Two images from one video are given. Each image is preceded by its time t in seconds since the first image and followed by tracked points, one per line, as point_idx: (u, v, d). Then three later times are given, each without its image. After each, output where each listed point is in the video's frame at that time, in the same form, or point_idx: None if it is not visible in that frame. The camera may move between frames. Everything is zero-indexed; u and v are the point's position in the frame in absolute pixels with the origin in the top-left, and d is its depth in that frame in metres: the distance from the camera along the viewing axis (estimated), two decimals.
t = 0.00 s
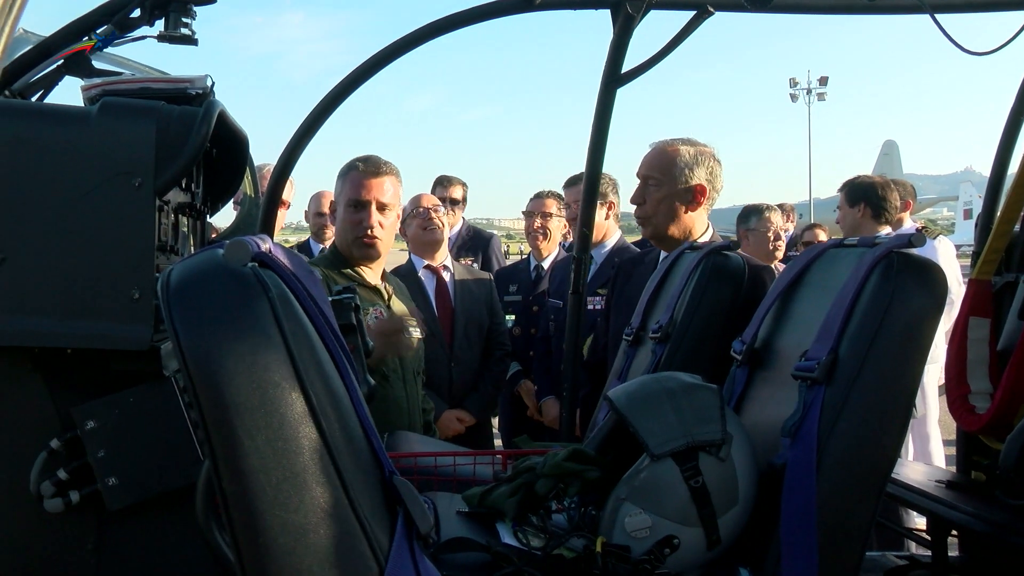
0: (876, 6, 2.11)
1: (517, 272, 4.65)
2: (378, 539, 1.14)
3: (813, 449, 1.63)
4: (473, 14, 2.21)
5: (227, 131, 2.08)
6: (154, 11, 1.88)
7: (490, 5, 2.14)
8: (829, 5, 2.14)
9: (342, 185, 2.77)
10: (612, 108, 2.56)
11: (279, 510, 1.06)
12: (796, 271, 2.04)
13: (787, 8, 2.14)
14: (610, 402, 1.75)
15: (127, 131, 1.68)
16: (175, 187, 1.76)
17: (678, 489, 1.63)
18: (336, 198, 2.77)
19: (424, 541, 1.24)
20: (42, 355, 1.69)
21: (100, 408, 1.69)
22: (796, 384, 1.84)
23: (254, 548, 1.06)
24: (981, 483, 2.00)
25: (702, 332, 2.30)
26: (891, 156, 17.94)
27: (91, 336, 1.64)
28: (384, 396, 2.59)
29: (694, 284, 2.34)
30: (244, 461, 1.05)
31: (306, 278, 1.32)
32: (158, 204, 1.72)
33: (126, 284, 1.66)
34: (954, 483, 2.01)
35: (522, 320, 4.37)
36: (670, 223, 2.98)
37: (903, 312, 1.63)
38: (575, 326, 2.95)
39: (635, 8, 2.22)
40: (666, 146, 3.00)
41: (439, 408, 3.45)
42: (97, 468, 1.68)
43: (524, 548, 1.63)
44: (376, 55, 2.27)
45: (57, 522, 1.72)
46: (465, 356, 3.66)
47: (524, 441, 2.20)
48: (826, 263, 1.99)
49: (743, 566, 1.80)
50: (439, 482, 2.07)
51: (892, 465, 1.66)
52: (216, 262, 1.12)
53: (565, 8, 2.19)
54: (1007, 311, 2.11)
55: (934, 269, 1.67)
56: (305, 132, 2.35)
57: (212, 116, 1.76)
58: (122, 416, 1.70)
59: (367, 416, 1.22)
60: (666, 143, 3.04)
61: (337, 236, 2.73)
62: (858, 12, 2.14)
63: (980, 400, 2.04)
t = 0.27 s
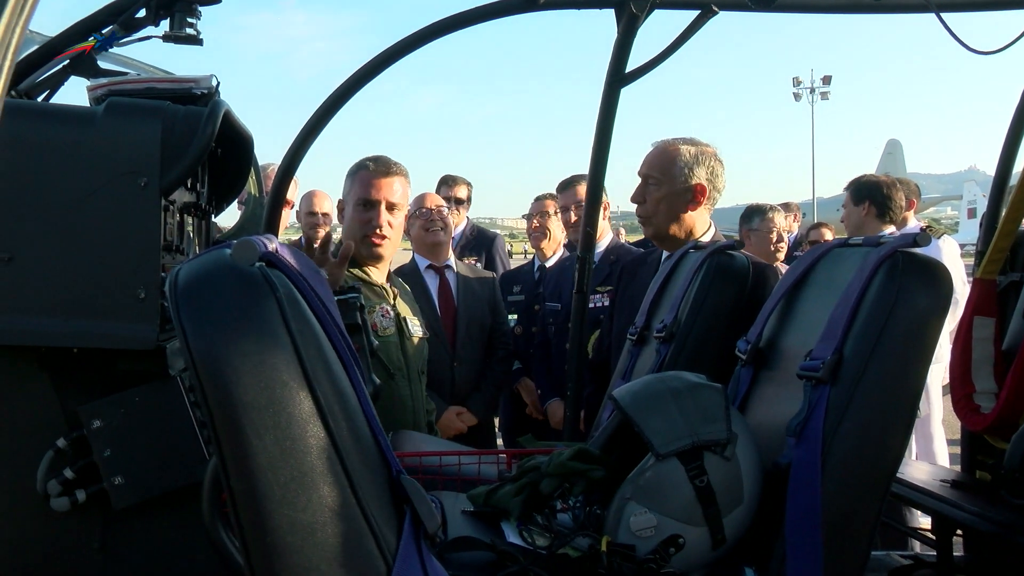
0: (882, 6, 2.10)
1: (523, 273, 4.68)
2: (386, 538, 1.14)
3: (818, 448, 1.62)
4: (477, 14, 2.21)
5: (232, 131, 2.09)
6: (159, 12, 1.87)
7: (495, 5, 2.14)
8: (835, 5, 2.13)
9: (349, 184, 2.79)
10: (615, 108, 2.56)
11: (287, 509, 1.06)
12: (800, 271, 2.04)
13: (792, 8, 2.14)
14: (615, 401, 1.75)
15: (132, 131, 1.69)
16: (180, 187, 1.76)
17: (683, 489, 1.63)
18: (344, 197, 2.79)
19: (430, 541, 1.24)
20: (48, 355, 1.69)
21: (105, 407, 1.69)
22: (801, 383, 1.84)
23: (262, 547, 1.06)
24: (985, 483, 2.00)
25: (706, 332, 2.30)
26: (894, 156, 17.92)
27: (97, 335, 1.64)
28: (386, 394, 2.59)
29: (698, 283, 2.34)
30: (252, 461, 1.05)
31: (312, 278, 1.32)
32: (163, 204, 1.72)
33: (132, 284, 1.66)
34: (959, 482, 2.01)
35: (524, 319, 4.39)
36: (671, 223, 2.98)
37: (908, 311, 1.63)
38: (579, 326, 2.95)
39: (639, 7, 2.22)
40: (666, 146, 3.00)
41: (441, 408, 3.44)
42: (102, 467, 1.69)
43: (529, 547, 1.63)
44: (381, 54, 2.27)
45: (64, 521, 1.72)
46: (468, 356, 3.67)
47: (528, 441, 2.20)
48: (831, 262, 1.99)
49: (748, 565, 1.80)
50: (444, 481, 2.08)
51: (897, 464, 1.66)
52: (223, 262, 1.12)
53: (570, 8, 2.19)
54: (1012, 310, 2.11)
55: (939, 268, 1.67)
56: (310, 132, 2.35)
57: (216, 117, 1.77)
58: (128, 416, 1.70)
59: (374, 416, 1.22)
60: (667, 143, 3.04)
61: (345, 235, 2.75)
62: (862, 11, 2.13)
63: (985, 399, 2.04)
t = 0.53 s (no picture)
0: (885, 6, 2.10)
1: (520, 271, 4.69)
2: (391, 539, 1.15)
3: (822, 449, 1.62)
4: (479, 15, 2.21)
5: (235, 132, 2.09)
6: (162, 14, 1.88)
7: (498, 6, 2.15)
8: (838, 5, 2.13)
9: (361, 182, 2.77)
10: (618, 109, 2.56)
11: (293, 510, 1.06)
12: (803, 271, 2.04)
13: (795, 8, 2.14)
14: (618, 402, 1.75)
15: (137, 132, 1.69)
16: (184, 188, 1.77)
17: (686, 489, 1.63)
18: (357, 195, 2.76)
19: (435, 541, 1.25)
20: (52, 356, 1.70)
21: (109, 408, 1.70)
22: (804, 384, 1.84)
23: (268, 548, 1.07)
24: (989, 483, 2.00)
25: (709, 332, 2.30)
26: (897, 155, 17.92)
27: (100, 336, 1.65)
28: (394, 395, 2.59)
29: (701, 284, 2.34)
30: (257, 462, 1.06)
31: (317, 278, 1.32)
32: (167, 205, 1.72)
33: (136, 285, 1.67)
34: (963, 482, 2.00)
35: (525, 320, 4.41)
36: (670, 223, 2.98)
37: (911, 312, 1.63)
38: (582, 327, 2.95)
39: (642, 8, 2.22)
40: (671, 146, 3.01)
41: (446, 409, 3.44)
42: (107, 468, 1.69)
43: (533, 548, 1.63)
44: (384, 56, 2.28)
45: (68, 522, 1.73)
46: (471, 357, 3.67)
47: (531, 442, 2.20)
48: (834, 263, 1.99)
49: (752, 565, 1.81)
50: (448, 482, 2.08)
51: (901, 465, 1.65)
52: (229, 264, 1.12)
53: (573, 9, 2.19)
54: (1015, 310, 2.11)
55: (944, 269, 1.66)
56: (313, 133, 2.36)
57: (220, 118, 1.77)
58: (132, 417, 1.70)
59: (378, 416, 1.23)
60: (668, 143, 3.04)
61: (359, 233, 2.73)
62: (865, 11, 2.13)
63: (988, 400, 2.04)
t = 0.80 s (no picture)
0: (888, 4, 2.10)
1: (518, 270, 4.59)
2: (395, 538, 1.15)
3: (825, 448, 1.62)
4: (481, 15, 2.21)
5: (237, 132, 2.09)
6: (165, 14, 1.89)
7: (500, 5, 2.14)
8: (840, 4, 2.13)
9: (367, 180, 2.68)
10: (620, 108, 2.56)
11: (297, 509, 1.06)
12: (806, 270, 2.04)
13: (797, 6, 2.13)
14: (622, 401, 1.75)
15: (140, 133, 1.69)
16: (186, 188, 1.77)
17: (689, 489, 1.63)
18: (376, 193, 2.67)
19: (438, 540, 1.25)
20: (55, 356, 1.70)
21: (113, 408, 1.70)
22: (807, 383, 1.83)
23: (272, 547, 1.07)
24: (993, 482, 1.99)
25: (711, 331, 2.30)
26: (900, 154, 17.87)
27: (103, 336, 1.65)
28: (397, 395, 2.59)
29: (704, 283, 2.34)
30: (261, 461, 1.06)
31: (319, 278, 1.32)
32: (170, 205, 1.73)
33: (139, 285, 1.67)
34: (967, 481, 2.00)
35: (527, 321, 4.38)
36: (671, 221, 2.98)
37: (915, 311, 1.62)
38: (585, 326, 2.95)
39: (644, 7, 2.22)
40: (672, 146, 3.01)
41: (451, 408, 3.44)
42: (111, 468, 1.69)
43: (536, 547, 1.63)
44: (384, 58, 2.28)
45: (73, 522, 1.73)
46: (475, 356, 3.67)
47: (534, 441, 2.21)
48: (837, 262, 1.99)
49: (755, 564, 1.80)
50: (451, 481, 2.08)
51: (904, 464, 1.65)
52: (232, 263, 1.12)
53: (575, 8, 2.19)
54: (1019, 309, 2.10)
55: (947, 268, 1.66)
56: (316, 133, 2.36)
57: (223, 117, 1.77)
58: (135, 417, 1.71)
59: (381, 416, 1.23)
60: (670, 142, 3.04)
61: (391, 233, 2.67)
62: (868, 10, 2.13)
63: (992, 398, 2.03)
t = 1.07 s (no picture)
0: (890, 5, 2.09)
1: (525, 270, 4.62)
2: (391, 537, 1.15)
3: (824, 448, 1.62)
4: (483, 14, 2.21)
5: (238, 129, 2.08)
6: (166, 10, 1.89)
7: (501, 5, 2.14)
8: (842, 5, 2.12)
9: (361, 179, 2.69)
10: (621, 108, 2.56)
11: (292, 507, 1.06)
12: (806, 271, 2.03)
13: (798, 7, 2.13)
14: (621, 401, 1.74)
15: (140, 130, 1.69)
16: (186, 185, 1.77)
17: (688, 489, 1.62)
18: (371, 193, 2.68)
19: (434, 540, 1.25)
20: (54, 353, 1.70)
21: (112, 405, 1.70)
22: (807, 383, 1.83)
23: (267, 545, 1.06)
24: (993, 483, 1.98)
25: (711, 332, 2.29)
26: (902, 155, 17.87)
27: (102, 332, 1.65)
28: (398, 393, 2.59)
29: (704, 283, 2.33)
30: (256, 459, 1.05)
31: (318, 276, 1.32)
32: (169, 203, 1.72)
33: (138, 282, 1.66)
34: (967, 483, 1.99)
35: (533, 322, 4.38)
36: (670, 221, 2.97)
37: (915, 312, 1.62)
38: (584, 326, 2.94)
39: (646, 7, 2.22)
40: (677, 142, 3.02)
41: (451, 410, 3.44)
42: (109, 465, 1.69)
43: (534, 546, 1.63)
44: (382, 58, 2.28)
45: (71, 519, 1.73)
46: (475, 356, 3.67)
47: (534, 440, 2.20)
48: (837, 263, 1.99)
49: (754, 565, 1.80)
50: (449, 480, 2.08)
51: (903, 466, 1.64)
52: (228, 261, 1.12)
53: (576, 7, 2.19)
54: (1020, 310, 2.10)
55: (947, 269, 1.65)
56: (316, 131, 2.36)
57: (223, 115, 1.77)
58: (134, 414, 1.70)
59: (378, 415, 1.23)
60: (673, 141, 3.04)
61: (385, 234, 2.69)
62: (870, 11, 2.12)
63: (992, 400, 2.03)
